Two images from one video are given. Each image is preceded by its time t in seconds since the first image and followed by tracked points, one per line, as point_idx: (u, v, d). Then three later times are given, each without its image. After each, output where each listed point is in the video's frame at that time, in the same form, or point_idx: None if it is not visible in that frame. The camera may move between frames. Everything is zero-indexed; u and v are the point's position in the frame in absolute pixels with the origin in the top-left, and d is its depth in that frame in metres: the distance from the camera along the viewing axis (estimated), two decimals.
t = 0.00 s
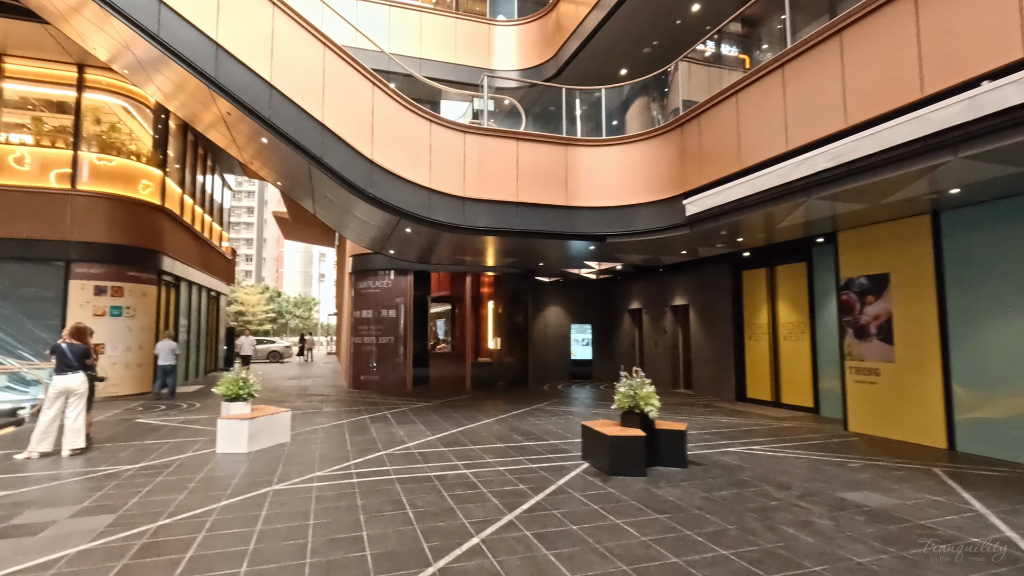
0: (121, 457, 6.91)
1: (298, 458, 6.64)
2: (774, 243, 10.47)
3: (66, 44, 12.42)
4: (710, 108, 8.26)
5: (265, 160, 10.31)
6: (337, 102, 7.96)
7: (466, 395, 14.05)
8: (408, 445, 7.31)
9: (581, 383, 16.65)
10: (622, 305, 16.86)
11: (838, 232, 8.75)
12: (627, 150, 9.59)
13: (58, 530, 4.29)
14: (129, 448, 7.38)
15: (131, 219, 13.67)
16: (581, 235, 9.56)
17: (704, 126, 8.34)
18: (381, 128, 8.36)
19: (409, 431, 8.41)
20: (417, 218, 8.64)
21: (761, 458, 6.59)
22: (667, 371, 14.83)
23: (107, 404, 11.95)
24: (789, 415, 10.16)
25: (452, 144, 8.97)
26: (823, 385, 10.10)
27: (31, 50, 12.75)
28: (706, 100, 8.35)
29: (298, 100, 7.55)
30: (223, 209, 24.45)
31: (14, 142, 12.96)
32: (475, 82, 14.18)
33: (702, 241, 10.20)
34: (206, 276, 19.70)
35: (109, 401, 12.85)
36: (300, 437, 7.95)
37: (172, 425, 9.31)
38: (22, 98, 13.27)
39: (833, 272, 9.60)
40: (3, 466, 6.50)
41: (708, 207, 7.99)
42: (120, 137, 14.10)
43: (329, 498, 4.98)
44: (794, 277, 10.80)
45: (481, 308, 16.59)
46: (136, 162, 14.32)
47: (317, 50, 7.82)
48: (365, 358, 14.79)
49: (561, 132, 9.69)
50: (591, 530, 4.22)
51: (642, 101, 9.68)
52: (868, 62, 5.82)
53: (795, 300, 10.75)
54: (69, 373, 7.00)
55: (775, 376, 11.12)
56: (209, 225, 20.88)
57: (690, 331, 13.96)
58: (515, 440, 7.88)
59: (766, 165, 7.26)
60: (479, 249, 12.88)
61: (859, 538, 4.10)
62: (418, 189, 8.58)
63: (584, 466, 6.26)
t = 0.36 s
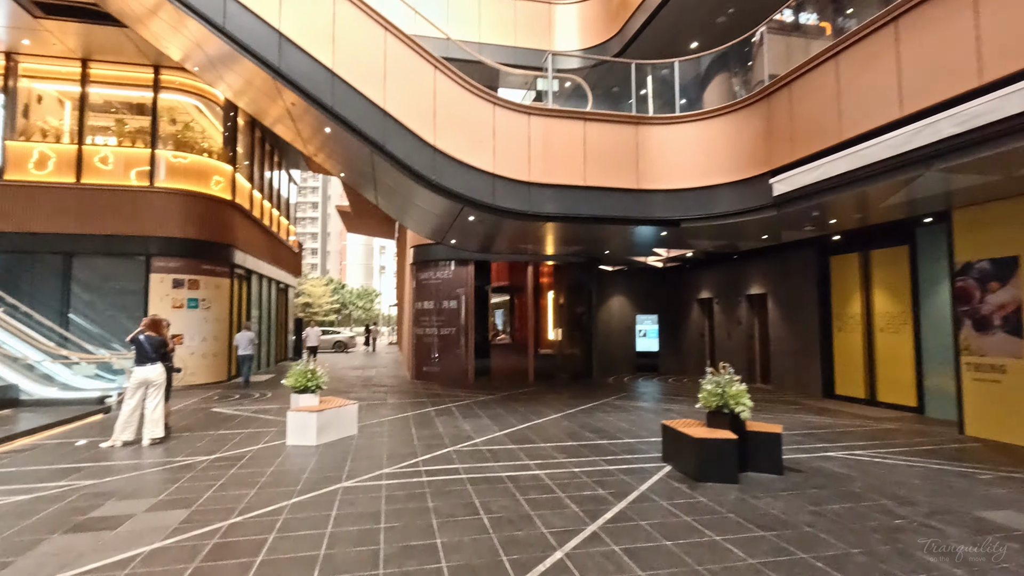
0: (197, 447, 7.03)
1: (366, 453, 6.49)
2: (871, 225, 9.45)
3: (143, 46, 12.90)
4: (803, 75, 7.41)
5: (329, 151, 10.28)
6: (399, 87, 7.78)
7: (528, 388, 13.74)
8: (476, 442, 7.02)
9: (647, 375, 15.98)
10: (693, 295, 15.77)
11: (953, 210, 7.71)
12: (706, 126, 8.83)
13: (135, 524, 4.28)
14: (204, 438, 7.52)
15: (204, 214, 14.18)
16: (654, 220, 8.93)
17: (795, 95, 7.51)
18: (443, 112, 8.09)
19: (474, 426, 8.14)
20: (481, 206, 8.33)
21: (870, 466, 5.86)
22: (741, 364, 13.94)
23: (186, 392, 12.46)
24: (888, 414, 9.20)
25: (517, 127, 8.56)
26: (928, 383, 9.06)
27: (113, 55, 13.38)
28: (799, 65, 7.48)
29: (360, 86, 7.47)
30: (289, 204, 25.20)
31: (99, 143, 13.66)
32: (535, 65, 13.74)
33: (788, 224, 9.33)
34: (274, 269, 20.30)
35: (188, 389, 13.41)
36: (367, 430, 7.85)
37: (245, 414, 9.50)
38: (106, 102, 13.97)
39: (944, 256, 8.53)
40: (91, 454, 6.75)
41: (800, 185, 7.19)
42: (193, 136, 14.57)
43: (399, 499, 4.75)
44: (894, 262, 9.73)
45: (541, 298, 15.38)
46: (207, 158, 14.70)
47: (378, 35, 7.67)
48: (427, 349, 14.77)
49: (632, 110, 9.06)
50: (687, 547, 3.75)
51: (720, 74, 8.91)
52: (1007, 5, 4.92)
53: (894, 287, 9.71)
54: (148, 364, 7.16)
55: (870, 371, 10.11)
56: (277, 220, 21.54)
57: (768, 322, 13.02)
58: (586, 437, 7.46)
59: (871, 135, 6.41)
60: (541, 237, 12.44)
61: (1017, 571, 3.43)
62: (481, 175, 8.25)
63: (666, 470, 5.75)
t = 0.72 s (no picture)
0: (264, 442, 7.00)
1: (432, 452, 6.24)
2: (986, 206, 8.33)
3: (211, 48, 13.28)
4: (914, 33, 6.48)
5: (388, 143, 10.14)
6: (460, 71, 7.50)
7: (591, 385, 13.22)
8: (545, 443, 6.63)
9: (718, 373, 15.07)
10: (767, 287, 14.76)
11: None
12: (794, 100, 7.99)
13: (203, 525, 4.15)
14: (271, 432, 7.50)
15: (270, 211, 14.49)
16: (735, 204, 8.19)
17: (903, 58, 6.59)
18: (505, 96, 7.73)
19: (541, 425, 7.74)
20: (546, 193, 7.89)
21: (1006, 482, 5.04)
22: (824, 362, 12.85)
23: (255, 386, 12.75)
24: (1009, 420, 8.10)
25: (583, 109, 8.06)
26: None
27: (183, 59, 13.86)
28: (909, 22, 6.54)
29: (420, 72, 7.27)
30: (350, 202, 25.65)
31: (172, 144, 14.19)
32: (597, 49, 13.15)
33: (887, 207, 8.36)
34: (336, 265, 20.67)
35: (257, 383, 13.74)
36: (431, 427, 7.62)
37: (311, 409, 9.53)
38: (179, 106, 14.52)
39: None
40: (165, 447, 6.85)
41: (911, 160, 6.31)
42: (259, 136, 14.90)
43: (469, 506, 4.42)
44: (1014, 247, 8.54)
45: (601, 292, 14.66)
46: (272, 156, 15.00)
47: (438, 18, 7.41)
48: (487, 344, 14.53)
49: (709, 86, 8.34)
50: None
51: (809, 43, 8.10)
52: None
53: (1014, 276, 8.54)
54: (218, 358, 7.18)
55: (983, 371, 8.98)
56: (338, 217, 21.94)
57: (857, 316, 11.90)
58: (662, 440, 6.91)
59: (1003, 98, 5.48)
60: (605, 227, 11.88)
61: None
62: (546, 161, 7.82)
63: (760, 480, 5.17)
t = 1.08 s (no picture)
0: (309, 440, 6.80)
1: (480, 455, 5.87)
2: None
3: (257, 45, 13.34)
4: None
5: (431, 133, 9.82)
6: (507, 52, 7.12)
7: (643, 383, 12.61)
8: (601, 446, 6.14)
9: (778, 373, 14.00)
10: (831, 280, 13.84)
11: None
12: (877, 69, 7.18)
13: (241, 531, 3.89)
14: (316, 431, 7.30)
15: (315, 208, 14.51)
16: (808, 187, 7.46)
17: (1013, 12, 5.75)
18: (554, 77, 7.30)
19: (595, 426, 7.26)
20: (599, 179, 7.40)
21: None
22: (900, 361, 11.80)
23: (302, 381, 12.76)
24: None
25: (638, 88, 7.51)
26: None
27: (231, 58, 14.02)
28: None
29: (465, 55, 6.96)
30: (393, 198, 25.72)
31: (221, 142, 14.39)
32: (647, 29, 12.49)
33: (984, 187, 7.44)
34: (380, 261, 20.68)
35: (303, 378, 13.78)
36: (478, 427, 7.26)
37: (356, 406, 9.34)
38: (228, 105, 14.69)
39: None
40: (211, 443, 6.74)
41: None
42: (304, 134, 14.92)
43: (524, 518, 4.01)
44: None
45: (649, 287, 14.03)
46: (317, 152, 15.01)
47: None
48: (532, 341, 14.11)
49: (777, 58, 7.62)
50: None
51: (893, 7, 7.28)
52: None
53: None
54: (262, 354, 7.04)
55: None
56: (381, 213, 21.97)
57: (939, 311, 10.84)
58: (730, 446, 6.30)
59: None
60: (658, 217, 11.26)
61: None
62: (599, 144, 7.32)
63: (852, 496, 4.55)
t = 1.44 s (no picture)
0: (340, 445, 6.48)
1: (521, 465, 5.43)
2: None
3: (289, 38, 13.17)
4: None
5: (465, 123, 9.36)
6: (547, 31, 6.66)
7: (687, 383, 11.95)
8: (653, 457, 5.61)
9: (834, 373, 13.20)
10: (894, 273, 12.72)
11: None
12: (966, 36, 6.40)
13: (265, 552, 3.54)
14: (347, 434, 6.99)
15: (347, 203, 14.28)
16: (883, 171, 6.71)
17: None
18: (598, 56, 6.79)
19: (643, 433, 6.72)
20: (647, 166, 6.84)
21: None
22: (973, 361, 10.82)
23: (335, 379, 12.57)
24: None
25: (690, 65, 6.91)
26: None
27: (264, 53, 13.93)
28: None
29: (502, 36, 6.55)
30: (426, 194, 25.49)
31: (255, 138, 14.30)
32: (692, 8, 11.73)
33: None
34: (413, 257, 20.45)
35: (337, 376, 13.62)
36: (517, 433, 6.80)
37: (389, 406, 9.02)
38: (262, 101, 14.63)
39: None
40: (241, 446, 6.50)
41: None
42: (337, 129, 14.73)
43: (576, 545, 3.54)
44: None
45: (686, 283, 13.12)
46: (349, 146, 14.80)
47: None
48: (570, 338, 13.61)
49: (846, 29, 6.89)
50: None
51: None
52: None
53: None
54: (293, 353, 6.76)
55: None
56: (414, 208, 21.74)
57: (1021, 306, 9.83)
58: (798, 458, 5.67)
59: None
60: (705, 207, 10.58)
61: None
62: (647, 128, 6.76)
63: (958, 524, 3.91)
